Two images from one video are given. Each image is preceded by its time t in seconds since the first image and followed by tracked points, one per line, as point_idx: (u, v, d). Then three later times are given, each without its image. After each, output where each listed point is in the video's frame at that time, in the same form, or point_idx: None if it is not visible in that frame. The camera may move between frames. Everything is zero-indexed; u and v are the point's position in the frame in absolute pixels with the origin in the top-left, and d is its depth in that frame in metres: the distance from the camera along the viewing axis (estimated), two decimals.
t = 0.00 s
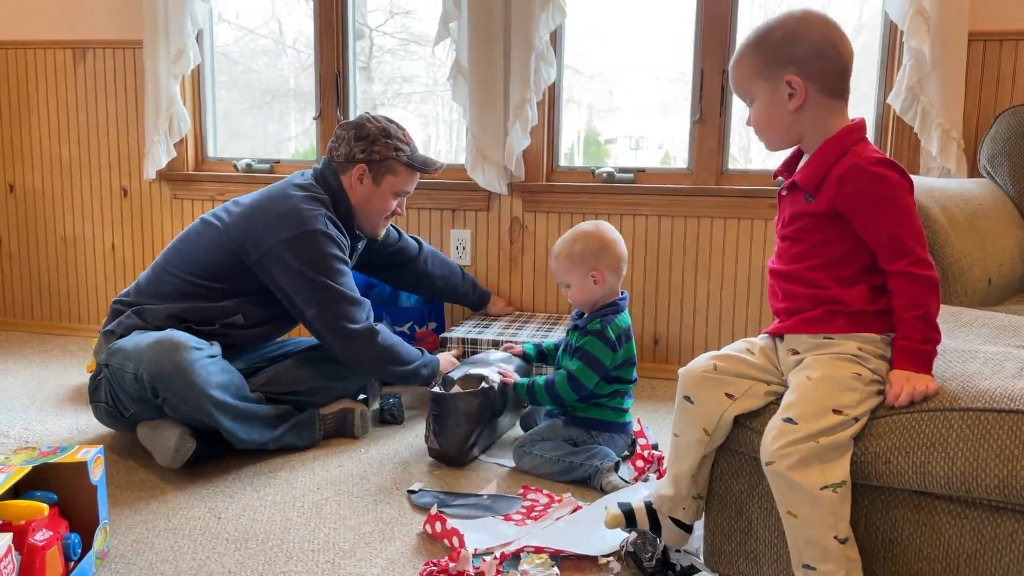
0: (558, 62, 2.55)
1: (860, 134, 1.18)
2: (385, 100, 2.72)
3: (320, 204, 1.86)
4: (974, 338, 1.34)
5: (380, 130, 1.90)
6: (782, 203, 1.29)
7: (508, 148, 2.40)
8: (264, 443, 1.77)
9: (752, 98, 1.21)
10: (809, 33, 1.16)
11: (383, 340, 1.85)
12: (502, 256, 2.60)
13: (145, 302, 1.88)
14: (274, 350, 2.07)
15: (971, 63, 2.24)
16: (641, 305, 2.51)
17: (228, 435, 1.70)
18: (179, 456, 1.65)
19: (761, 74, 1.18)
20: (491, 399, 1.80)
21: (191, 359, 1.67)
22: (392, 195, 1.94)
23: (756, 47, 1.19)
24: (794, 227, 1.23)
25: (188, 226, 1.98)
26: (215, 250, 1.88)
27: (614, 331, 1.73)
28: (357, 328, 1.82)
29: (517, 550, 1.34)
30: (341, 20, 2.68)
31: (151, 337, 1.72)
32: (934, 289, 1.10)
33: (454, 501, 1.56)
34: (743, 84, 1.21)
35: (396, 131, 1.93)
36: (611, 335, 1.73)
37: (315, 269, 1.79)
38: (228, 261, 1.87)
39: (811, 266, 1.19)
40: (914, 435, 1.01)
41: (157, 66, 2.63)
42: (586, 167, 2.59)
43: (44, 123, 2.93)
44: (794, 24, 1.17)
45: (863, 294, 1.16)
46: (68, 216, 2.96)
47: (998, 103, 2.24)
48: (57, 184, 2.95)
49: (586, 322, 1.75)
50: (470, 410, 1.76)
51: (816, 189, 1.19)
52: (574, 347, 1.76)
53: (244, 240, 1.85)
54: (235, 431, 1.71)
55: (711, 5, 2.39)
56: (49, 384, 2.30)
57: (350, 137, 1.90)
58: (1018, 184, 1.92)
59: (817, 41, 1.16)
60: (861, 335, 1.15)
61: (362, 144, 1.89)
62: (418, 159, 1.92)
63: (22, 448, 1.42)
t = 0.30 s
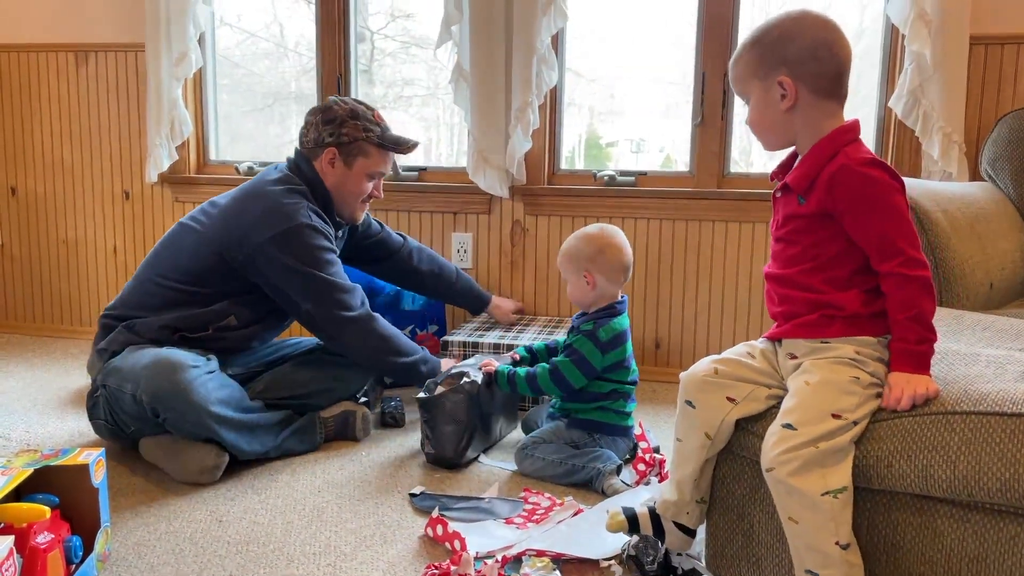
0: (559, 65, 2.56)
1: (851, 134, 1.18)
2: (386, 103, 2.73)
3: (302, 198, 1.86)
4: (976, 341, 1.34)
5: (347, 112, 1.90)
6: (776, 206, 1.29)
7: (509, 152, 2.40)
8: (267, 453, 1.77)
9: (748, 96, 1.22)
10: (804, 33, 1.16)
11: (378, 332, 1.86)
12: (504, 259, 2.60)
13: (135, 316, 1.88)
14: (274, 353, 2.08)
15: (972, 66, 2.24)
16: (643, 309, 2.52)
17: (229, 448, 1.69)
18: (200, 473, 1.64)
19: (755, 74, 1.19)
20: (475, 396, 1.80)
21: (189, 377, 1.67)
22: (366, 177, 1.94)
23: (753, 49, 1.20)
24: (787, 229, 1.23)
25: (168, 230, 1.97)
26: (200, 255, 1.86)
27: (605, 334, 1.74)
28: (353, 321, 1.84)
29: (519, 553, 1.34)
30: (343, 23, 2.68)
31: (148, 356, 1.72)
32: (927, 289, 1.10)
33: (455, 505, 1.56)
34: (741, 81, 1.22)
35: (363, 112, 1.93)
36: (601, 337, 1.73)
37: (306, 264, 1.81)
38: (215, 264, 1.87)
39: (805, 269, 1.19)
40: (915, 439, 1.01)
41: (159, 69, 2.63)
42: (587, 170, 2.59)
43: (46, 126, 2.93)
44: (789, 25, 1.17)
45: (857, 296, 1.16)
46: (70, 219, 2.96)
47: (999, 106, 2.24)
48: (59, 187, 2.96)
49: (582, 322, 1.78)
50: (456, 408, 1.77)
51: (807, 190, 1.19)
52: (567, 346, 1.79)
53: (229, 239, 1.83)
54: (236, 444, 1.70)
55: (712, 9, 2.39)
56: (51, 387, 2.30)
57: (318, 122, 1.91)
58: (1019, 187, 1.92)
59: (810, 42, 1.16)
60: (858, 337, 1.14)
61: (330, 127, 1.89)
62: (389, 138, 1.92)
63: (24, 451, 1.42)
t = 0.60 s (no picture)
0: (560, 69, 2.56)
1: (851, 137, 1.18)
2: (387, 106, 2.73)
3: (248, 183, 1.75)
4: (977, 345, 1.34)
5: (298, 87, 1.78)
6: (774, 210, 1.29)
7: (511, 155, 2.40)
8: (267, 461, 1.76)
9: (748, 101, 1.22)
10: (802, 37, 1.17)
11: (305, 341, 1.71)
12: (505, 262, 2.60)
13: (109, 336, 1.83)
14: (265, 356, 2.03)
15: (973, 70, 2.24)
16: (644, 312, 2.51)
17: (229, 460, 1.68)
18: (200, 479, 1.64)
19: (754, 78, 1.19)
20: (464, 397, 1.80)
21: (184, 394, 1.64)
22: (322, 153, 1.81)
23: (752, 53, 1.20)
24: (787, 233, 1.23)
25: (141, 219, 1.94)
26: (155, 255, 1.80)
27: (593, 334, 1.75)
28: (277, 325, 1.67)
29: (520, 557, 1.34)
30: (344, 26, 2.69)
31: (140, 373, 1.69)
32: (928, 292, 1.10)
33: (456, 508, 1.56)
34: (740, 85, 1.22)
35: (316, 86, 1.81)
36: (590, 336, 1.74)
37: (237, 257, 1.67)
38: (167, 261, 1.78)
39: (805, 273, 1.19)
40: (917, 443, 1.01)
41: (161, 72, 2.64)
42: (588, 174, 2.59)
43: (48, 129, 2.94)
44: (786, 31, 1.17)
45: (857, 300, 1.16)
46: (71, 222, 2.96)
47: (999, 109, 2.24)
48: (61, 190, 2.96)
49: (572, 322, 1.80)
50: (449, 410, 1.77)
51: (807, 194, 1.19)
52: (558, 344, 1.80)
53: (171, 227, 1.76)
54: (236, 455, 1.69)
55: (713, 12, 2.39)
56: (52, 390, 2.30)
57: (270, 98, 1.79)
58: (1020, 192, 1.92)
59: (808, 46, 1.16)
60: (859, 341, 1.14)
61: (281, 103, 1.77)
62: (343, 112, 1.80)
63: (25, 454, 1.42)
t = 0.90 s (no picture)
0: (561, 71, 2.56)
1: (853, 140, 1.18)
2: (388, 109, 2.73)
3: (165, 182, 1.69)
4: (977, 349, 1.34)
5: (231, 71, 1.72)
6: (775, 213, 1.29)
7: (512, 157, 2.41)
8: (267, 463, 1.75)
9: (750, 105, 1.22)
10: (805, 40, 1.17)
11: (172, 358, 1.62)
12: (505, 264, 2.60)
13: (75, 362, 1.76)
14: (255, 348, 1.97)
15: (973, 73, 2.24)
16: (644, 315, 2.51)
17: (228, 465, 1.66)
18: (199, 484, 1.63)
19: (757, 82, 1.19)
20: (471, 400, 1.79)
21: (177, 403, 1.58)
22: (261, 140, 1.74)
23: (754, 56, 1.20)
24: (787, 235, 1.23)
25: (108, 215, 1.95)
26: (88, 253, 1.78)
27: (593, 333, 1.75)
28: (139, 338, 1.59)
29: (519, 561, 1.34)
30: (345, 28, 2.69)
31: (127, 386, 1.62)
32: (929, 296, 1.10)
33: (456, 511, 1.56)
34: (742, 88, 1.22)
35: (251, 70, 1.74)
36: (589, 335, 1.75)
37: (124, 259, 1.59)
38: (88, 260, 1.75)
39: (805, 275, 1.19)
40: (917, 447, 1.01)
41: (162, 74, 2.64)
42: (588, 176, 2.59)
43: (48, 131, 2.94)
44: (788, 34, 1.17)
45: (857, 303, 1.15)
46: (72, 225, 2.96)
47: (999, 112, 2.24)
48: (61, 193, 2.96)
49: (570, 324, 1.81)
50: (455, 413, 1.76)
51: (808, 197, 1.19)
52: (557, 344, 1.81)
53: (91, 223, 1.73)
54: (235, 460, 1.66)
55: (713, 16, 2.40)
56: (52, 393, 2.30)
57: (203, 86, 1.73)
58: (1020, 195, 1.92)
59: (810, 50, 1.17)
60: (860, 346, 1.14)
61: (214, 90, 1.71)
62: (280, 95, 1.73)
63: (25, 456, 1.42)
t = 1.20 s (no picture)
0: (562, 73, 2.56)
1: (854, 141, 1.18)
2: (388, 110, 2.73)
3: (113, 190, 1.67)
4: (977, 351, 1.34)
5: (170, 68, 1.70)
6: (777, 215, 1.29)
7: (512, 159, 2.41)
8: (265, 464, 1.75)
9: (752, 109, 1.22)
10: (806, 44, 1.17)
11: (167, 362, 1.64)
12: (505, 266, 2.60)
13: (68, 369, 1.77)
14: (248, 346, 1.96)
15: (973, 76, 2.24)
16: (644, 317, 2.51)
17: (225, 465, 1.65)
18: (197, 485, 1.63)
19: (757, 85, 1.19)
20: (468, 400, 1.79)
21: (174, 401, 1.58)
22: (209, 136, 1.74)
23: (755, 60, 1.20)
24: (789, 236, 1.23)
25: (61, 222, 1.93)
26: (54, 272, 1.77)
27: (575, 327, 1.77)
28: (134, 342, 1.60)
29: (519, 562, 1.34)
30: (345, 30, 2.69)
31: (123, 387, 1.63)
32: (930, 296, 1.10)
33: (456, 513, 1.56)
34: (744, 92, 1.22)
35: (190, 64, 1.72)
36: (571, 328, 1.77)
37: (92, 274, 1.59)
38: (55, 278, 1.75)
39: (807, 277, 1.19)
40: (917, 449, 1.01)
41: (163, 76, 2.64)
42: (588, 178, 2.59)
43: (49, 133, 2.94)
44: (790, 38, 1.17)
45: (859, 304, 1.15)
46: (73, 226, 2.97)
47: (999, 114, 2.24)
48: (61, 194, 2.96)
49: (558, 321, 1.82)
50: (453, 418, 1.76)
51: (810, 198, 1.19)
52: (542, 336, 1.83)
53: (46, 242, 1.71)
54: (232, 460, 1.66)
55: (713, 18, 2.40)
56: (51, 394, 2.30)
57: (141, 85, 1.71)
58: (1020, 196, 1.92)
59: (811, 54, 1.16)
60: (860, 347, 1.14)
61: (156, 89, 1.70)
62: (225, 88, 1.72)
63: (24, 458, 1.42)
